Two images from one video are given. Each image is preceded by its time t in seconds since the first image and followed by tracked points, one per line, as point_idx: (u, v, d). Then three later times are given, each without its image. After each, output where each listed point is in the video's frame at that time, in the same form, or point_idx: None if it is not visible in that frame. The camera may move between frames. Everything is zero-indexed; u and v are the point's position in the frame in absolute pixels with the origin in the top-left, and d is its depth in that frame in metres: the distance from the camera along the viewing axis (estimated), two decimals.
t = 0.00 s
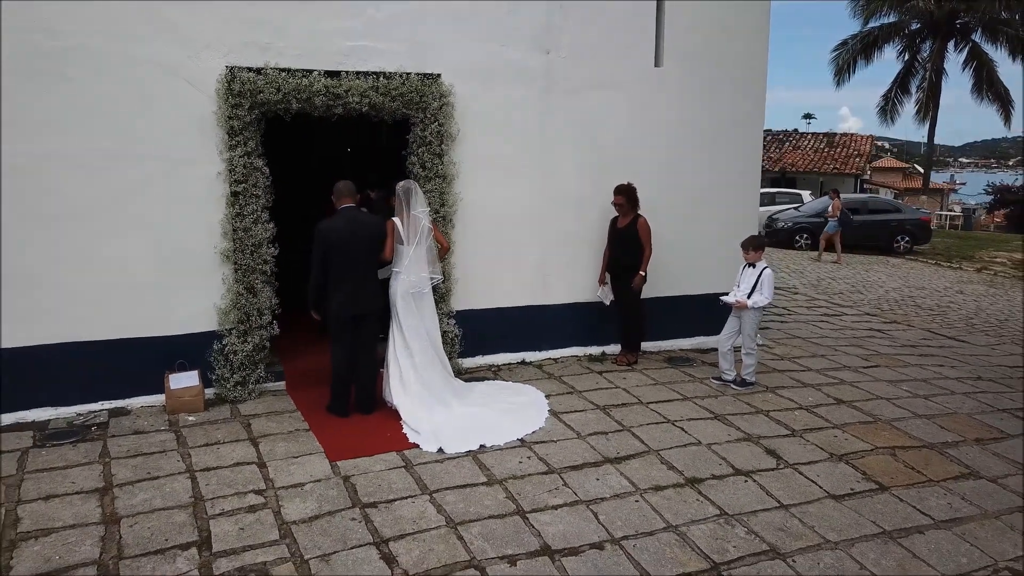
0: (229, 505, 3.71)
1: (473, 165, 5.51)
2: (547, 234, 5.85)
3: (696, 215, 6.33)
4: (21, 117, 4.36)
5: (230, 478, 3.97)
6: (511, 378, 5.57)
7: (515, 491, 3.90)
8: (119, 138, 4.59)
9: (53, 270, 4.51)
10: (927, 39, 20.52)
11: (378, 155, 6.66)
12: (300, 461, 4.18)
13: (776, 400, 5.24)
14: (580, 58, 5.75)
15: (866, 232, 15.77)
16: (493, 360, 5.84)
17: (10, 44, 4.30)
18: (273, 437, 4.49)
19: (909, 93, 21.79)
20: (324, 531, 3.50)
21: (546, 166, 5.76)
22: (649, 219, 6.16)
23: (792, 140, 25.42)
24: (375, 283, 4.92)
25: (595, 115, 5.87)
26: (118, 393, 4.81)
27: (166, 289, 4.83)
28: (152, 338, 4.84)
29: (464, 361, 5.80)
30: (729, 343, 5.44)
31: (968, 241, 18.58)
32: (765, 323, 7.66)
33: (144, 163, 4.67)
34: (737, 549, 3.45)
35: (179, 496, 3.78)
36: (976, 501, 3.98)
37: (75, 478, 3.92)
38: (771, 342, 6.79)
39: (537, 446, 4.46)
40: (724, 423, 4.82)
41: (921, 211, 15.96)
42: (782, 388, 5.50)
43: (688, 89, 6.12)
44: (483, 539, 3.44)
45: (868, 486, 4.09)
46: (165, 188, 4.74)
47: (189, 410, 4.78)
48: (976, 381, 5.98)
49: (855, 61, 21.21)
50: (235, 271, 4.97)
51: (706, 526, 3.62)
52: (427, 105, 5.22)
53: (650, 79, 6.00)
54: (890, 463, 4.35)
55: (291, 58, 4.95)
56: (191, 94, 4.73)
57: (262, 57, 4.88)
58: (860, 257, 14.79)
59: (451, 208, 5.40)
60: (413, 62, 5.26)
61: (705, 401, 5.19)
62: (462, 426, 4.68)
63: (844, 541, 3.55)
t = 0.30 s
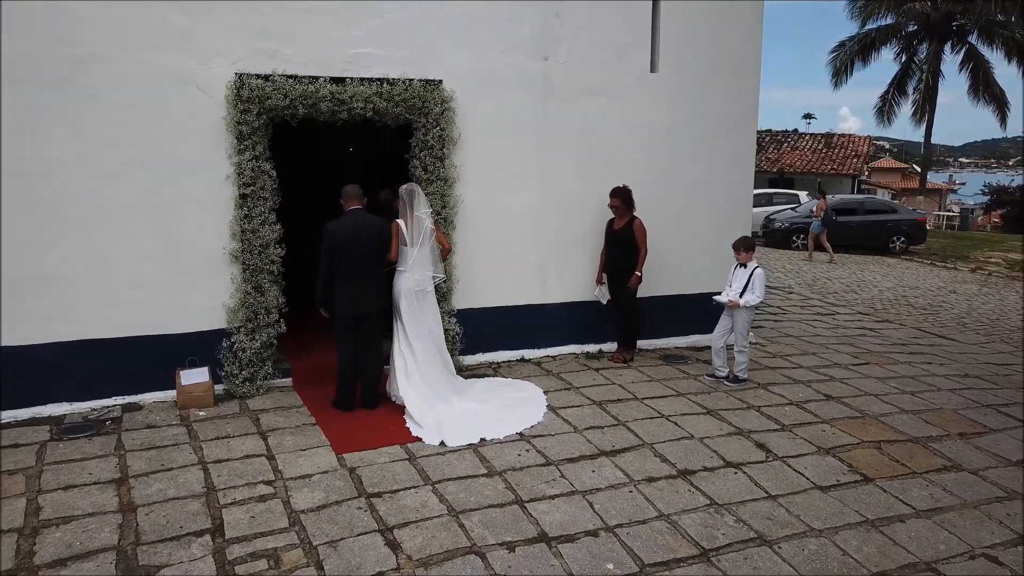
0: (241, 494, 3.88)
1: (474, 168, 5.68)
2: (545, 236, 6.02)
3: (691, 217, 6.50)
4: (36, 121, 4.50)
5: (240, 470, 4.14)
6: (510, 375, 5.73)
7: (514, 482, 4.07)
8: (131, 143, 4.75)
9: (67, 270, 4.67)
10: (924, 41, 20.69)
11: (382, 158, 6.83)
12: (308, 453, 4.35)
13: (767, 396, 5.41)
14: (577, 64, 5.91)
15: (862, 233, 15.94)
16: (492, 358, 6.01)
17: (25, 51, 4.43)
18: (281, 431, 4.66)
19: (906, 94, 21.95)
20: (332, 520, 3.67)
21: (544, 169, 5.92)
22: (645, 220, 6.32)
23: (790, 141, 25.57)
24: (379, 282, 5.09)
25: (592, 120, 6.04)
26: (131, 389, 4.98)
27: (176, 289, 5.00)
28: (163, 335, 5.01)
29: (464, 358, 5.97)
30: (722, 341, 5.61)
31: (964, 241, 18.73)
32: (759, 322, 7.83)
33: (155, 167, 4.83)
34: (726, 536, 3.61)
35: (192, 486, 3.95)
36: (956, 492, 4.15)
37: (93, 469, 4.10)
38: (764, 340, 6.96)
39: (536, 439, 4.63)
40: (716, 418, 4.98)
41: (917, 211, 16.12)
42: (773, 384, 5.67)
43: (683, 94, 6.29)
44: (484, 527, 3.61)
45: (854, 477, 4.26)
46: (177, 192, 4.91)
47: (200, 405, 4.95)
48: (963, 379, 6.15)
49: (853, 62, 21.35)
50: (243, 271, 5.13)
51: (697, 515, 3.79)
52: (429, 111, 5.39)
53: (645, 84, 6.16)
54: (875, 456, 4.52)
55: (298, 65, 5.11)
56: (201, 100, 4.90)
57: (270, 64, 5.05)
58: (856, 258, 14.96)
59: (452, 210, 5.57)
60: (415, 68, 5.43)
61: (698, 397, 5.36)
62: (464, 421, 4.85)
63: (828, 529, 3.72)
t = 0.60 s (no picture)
0: (251, 491, 4.05)
1: (475, 174, 5.84)
2: (544, 240, 6.19)
3: (686, 221, 6.66)
4: (53, 131, 4.68)
5: (250, 467, 4.31)
6: (510, 375, 5.90)
7: (512, 479, 4.24)
8: (144, 151, 4.92)
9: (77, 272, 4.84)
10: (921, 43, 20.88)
11: (383, 163, 6.99)
12: (315, 451, 4.52)
13: (758, 396, 5.58)
14: (575, 73, 6.07)
15: (858, 235, 16.12)
16: (492, 359, 6.17)
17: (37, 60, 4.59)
18: (288, 430, 4.83)
19: (903, 96, 22.12)
20: (339, 515, 3.84)
21: (543, 175, 6.08)
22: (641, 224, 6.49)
23: (788, 142, 25.73)
24: (383, 287, 5.25)
25: (589, 127, 6.19)
26: (143, 389, 5.15)
27: (187, 291, 5.17)
28: (174, 337, 5.19)
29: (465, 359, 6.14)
30: (715, 342, 5.78)
31: (960, 242, 18.91)
32: (753, 323, 8.00)
33: (165, 173, 5.00)
34: (715, 531, 3.78)
35: (204, 483, 4.12)
36: (938, 489, 4.32)
37: (108, 467, 4.27)
38: (757, 341, 7.13)
39: (534, 438, 4.80)
40: (709, 417, 5.15)
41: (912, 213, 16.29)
42: (765, 385, 5.84)
43: (678, 101, 6.46)
44: (484, 521, 3.78)
45: (839, 474, 4.43)
46: (187, 199, 5.08)
47: (209, 405, 5.12)
48: (951, 379, 6.32)
49: (850, 65, 21.50)
50: (251, 274, 5.30)
51: (688, 511, 3.96)
52: (430, 119, 5.55)
53: (641, 92, 6.32)
54: (861, 454, 4.69)
55: (303, 75, 5.28)
56: (211, 109, 5.06)
57: (277, 74, 5.21)
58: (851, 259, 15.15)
59: (453, 215, 5.73)
60: (418, 78, 5.59)
61: (692, 397, 5.53)
62: (465, 419, 5.02)
63: (813, 524, 3.89)
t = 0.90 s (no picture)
0: (261, 501, 4.23)
1: (476, 191, 6.01)
2: (543, 254, 6.36)
3: (681, 235, 6.84)
4: (70, 153, 4.86)
5: (260, 478, 4.49)
6: (509, 386, 6.08)
7: (512, 490, 4.42)
8: (156, 170, 5.10)
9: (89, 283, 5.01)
10: (917, 49, 21.06)
11: (386, 179, 7.17)
12: (322, 463, 4.70)
13: (750, 407, 5.76)
14: (573, 92, 6.24)
15: (854, 240, 16.30)
16: (492, 370, 6.35)
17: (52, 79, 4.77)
18: (295, 441, 5.01)
19: (899, 101, 22.29)
20: (346, 525, 4.02)
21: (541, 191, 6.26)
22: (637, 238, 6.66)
23: (787, 146, 25.90)
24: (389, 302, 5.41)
25: (586, 144, 6.36)
26: (155, 401, 5.33)
27: (197, 306, 5.35)
28: (185, 351, 5.37)
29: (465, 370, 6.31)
30: (708, 354, 5.96)
31: (956, 247, 19.09)
32: (747, 332, 8.18)
33: (174, 188, 5.16)
34: (705, 540, 3.96)
35: (216, 493, 4.30)
36: (920, 499, 4.50)
37: (124, 478, 4.45)
38: (750, 351, 7.31)
39: (532, 449, 4.97)
40: (701, 429, 5.33)
41: (908, 218, 16.47)
42: (757, 395, 6.02)
43: (673, 118, 6.63)
44: (484, 532, 3.96)
45: (826, 485, 4.60)
46: (197, 217, 5.25)
47: (218, 416, 5.29)
48: (938, 389, 6.50)
49: (847, 70, 21.65)
50: (259, 290, 5.47)
51: (680, 521, 4.14)
52: (433, 138, 5.71)
53: (637, 110, 6.49)
54: (848, 465, 4.87)
55: (310, 97, 5.44)
56: (220, 130, 5.23)
57: (284, 96, 5.38)
58: (846, 264, 15.35)
59: (455, 231, 5.90)
60: (420, 98, 5.76)
61: (686, 408, 5.70)
62: (465, 431, 5.19)
63: (799, 533, 4.07)
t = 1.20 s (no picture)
0: (271, 518, 4.41)
1: (476, 212, 6.20)
2: (542, 272, 6.54)
3: (675, 253, 7.02)
4: (84, 180, 5.04)
5: (270, 495, 4.67)
6: (509, 401, 6.26)
7: (512, 506, 4.60)
8: (169, 195, 5.28)
9: (104, 304, 5.20)
10: (914, 56, 21.26)
11: (383, 201, 7.35)
12: (329, 479, 4.89)
13: (742, 422, 5.94)
14: (571, 115, 6.42)
15: (850, 247, 16.48)
16: (492, 385, 6.53)
17: (69, 109, 4.95)
18: (303, 457, 5.19)
19: (896, 106, 22.46)
20: (353, 541, 4.20)
21: (540, 210, 6.44)
22: (633, 255, 6.85)
23: (785, 150, 26.07)
24: (389, 320, 5.64)
25: (583, 166, 6.54)
26: (166, 417, 5.52)
27: (207, 326, 5.53)
28: (195, 369, 5.55)
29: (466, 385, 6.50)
30: (702, 370, 6.14)
31: (952, 252, 19.27)
32: (741, 345, 8.37)
33: (185, 212, 5.34)
34: (696, 556, 4.14)
35: (228, 510, 4.49)
36: (904, 514, 4.68)
37: (139, 495, 4.63)
38: (744, 365, 7.49)
39: (531, 465, 5.16)
40: (695, 444, 5.51)
41: (904, 226, 16.65)
42: (749, 410, 6.20)
43: (668, 140, 6.81)
44: (485, 547, 4.14)
45: (814, 501, 4.78)
46: (206, 240, 5.43)
47: (228, 432, 5.48)
48: (926, 403, 6.68)
49: (845, 76, 21.80)
50: (267, 309, 5.66)
51: (672, 536, 4.32)
52: (435, 161, 5.90)
53: (633, 131, 6.68)
54: (836, 481, 5.05)
55: (316, 123, 5.62)
56: (231, 156, 5.42)
57: (292, 122, 5.56)
58: (842, 271, 15.52)
59: (456, 251, 6.08)
60: (423, 123, 5.93)
61: (680, 423, 5.89)
62: (467, 447, 5.35)
63: (786, 548, 4.25)
